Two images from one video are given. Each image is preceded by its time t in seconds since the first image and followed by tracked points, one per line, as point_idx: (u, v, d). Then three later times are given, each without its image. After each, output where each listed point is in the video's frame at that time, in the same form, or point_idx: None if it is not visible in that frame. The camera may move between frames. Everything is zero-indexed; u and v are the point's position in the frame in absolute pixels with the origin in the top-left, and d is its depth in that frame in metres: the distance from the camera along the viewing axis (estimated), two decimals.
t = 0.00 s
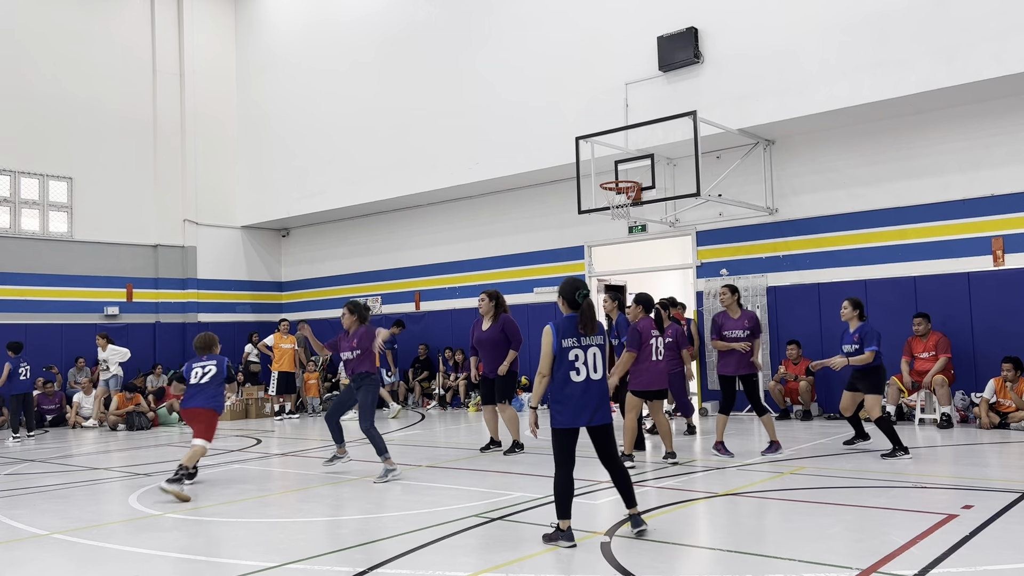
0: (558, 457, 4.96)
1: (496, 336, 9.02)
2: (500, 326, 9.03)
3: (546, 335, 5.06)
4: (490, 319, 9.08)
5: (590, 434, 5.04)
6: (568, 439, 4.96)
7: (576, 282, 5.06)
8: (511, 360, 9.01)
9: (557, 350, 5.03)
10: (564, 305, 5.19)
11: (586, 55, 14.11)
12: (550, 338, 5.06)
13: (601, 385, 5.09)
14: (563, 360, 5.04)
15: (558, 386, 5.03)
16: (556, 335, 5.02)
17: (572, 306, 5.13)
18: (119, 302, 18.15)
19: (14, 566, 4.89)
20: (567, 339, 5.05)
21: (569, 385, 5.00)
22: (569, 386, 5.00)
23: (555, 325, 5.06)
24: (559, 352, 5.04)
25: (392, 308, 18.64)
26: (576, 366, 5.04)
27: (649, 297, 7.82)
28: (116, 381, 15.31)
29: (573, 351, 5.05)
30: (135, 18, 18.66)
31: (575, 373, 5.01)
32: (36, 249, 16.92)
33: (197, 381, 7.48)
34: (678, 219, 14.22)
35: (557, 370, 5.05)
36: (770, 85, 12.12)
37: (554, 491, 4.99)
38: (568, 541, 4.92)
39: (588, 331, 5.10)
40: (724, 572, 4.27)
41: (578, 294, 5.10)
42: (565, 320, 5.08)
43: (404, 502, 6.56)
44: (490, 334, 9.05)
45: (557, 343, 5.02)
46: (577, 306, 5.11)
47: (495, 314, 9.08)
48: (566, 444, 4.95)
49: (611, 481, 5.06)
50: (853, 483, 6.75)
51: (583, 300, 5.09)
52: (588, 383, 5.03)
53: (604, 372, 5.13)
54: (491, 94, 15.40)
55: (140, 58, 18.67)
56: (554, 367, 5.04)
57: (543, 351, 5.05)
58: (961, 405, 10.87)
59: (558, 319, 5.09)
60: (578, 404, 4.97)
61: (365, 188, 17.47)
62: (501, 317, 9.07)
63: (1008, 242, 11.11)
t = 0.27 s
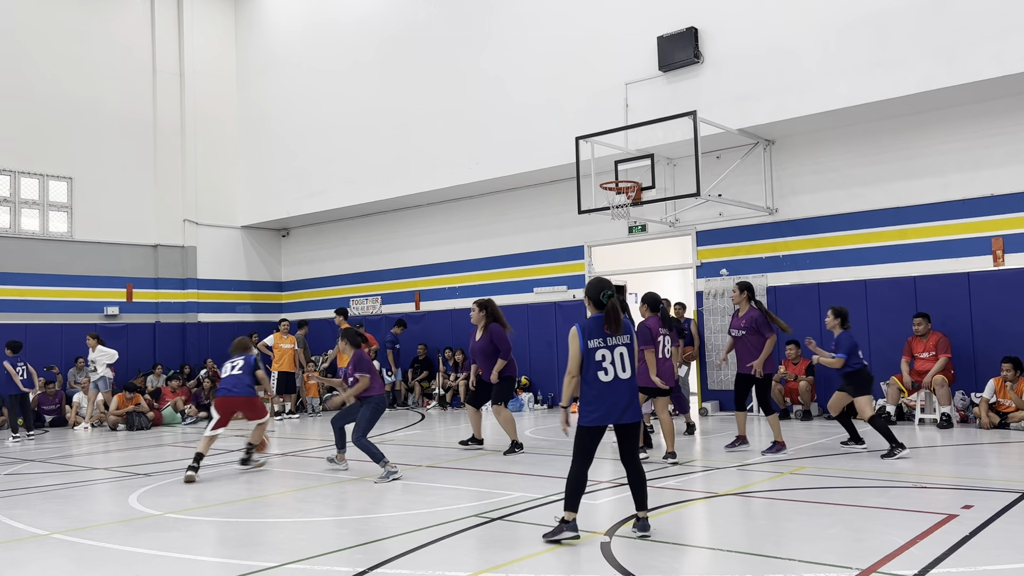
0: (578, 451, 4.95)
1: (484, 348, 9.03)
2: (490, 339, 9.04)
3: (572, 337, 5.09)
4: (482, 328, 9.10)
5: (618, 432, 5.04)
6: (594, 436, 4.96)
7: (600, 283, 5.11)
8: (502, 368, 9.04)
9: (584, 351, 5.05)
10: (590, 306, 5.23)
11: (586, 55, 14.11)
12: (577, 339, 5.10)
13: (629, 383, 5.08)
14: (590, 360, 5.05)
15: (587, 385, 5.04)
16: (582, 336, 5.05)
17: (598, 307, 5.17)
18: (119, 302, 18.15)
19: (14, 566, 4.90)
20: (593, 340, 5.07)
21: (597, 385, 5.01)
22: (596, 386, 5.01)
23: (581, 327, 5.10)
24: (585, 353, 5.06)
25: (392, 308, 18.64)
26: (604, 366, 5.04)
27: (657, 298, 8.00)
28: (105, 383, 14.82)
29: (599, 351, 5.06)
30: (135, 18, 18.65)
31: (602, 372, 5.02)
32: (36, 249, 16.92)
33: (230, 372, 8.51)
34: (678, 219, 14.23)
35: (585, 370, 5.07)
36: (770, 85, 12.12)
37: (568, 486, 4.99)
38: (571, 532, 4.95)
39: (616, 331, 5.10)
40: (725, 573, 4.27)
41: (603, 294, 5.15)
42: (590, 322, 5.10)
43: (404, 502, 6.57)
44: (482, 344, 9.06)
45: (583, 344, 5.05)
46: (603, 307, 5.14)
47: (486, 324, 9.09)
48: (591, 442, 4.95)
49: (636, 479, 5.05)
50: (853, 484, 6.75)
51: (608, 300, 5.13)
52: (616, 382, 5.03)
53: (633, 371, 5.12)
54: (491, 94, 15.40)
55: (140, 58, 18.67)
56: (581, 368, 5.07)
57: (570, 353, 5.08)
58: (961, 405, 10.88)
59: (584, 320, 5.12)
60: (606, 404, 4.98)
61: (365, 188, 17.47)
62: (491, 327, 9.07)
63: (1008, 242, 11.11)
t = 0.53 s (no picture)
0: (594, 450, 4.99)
1: (459, 345, 9.18)
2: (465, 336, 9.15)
3: (584, 333, 5.12)
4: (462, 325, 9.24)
5: (628, 430, 5.03)
6: (604, 434, 4.96)
7: (612, 280, 5.14)
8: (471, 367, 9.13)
9: (595, 348, 5.06)
10: (603, 304, 5.25)
11: (586, 56, 14.11)
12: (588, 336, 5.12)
13: (639, 382, 5.07)
14: (601, 357, 5.06)
15: (597, 382, 5.05)
16: (593, 332, 5.07)
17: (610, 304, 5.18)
18: (119, 302, 18.15)
19: (14, 566, 4.89)
20: (604, 337, 5.08)
21: (606, 382, 5.01)
22: (606, 383, 5.01)
23: (593, 323, 5.12)
24: (596, 350, 5.07)
25: (392, 308, 18.64)
26: (614, 363, 5.05)
27: (655, 302, 8.13)
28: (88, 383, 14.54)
29: (610, 348, 5.06)
30: (134, 18, 18.65)
31: (612, 370, 5.02)
32: (36, 249, 16.93)
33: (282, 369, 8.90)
34: (678, 219, 14.22)
35: (596, 367, 5.08)
36: (770, 86, 12.12)
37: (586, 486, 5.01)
38: (593, 533, 5.04)
39: (627, 329, 5.10)
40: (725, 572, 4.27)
41: (615, 292, 5.17)
42: (602, 319, 5.11)
43: (404, 502, 6.56)
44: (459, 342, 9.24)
45: (594, 341, 5.06)
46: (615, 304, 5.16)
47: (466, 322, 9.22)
48: (599, 439, 4.97)
49: (641, 479, 5.05)
50: (853, 483, 6.75)
51: (619, 297, 5.15)
52: (626, 380, 5.02)
53: (643, 369, 5.11)
54: (491, 94, 15.40)
55: (140, 58, 18.67)
56: (592, 365, 5.08)
57: (582, 349, 5.10)
58: (961, 405, 10.88)
59: (597, 317, 5.14)
60: (615, 401, 4.98)
61: (365, 188, 17.47)
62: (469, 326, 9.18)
63: (1008, 242, 11.11)
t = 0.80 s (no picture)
0: (591, 450, 5.00)
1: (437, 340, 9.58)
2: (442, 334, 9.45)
3: (583, 332, 5.13)
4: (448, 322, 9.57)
5: (626, 430, 5.02)
6: (601, 433, 4.97)
7: (612, 279, 5.15)
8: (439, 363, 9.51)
9: (593, 346, 5.08)
10: (604, 303, 5.27)
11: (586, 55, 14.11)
12: (587, 335, 5.14)
13: (638, 382, 5.07)
14: (598, 356, 5.07)
15: (595, 380, 5.06)
16: (591, 331, 5.08)
17: (610, 303, 5.19)
18: (119, 302, 18.15)
19: (15, 566, 4.89)
20: (603, 336, 5.08)
21: (604, 381, 5.01)
22: (604, 382, 5.01)
23: (592, 322, 5.13)
24: (594, 349, 5.09)
25: (392, 308, 18.64)
26: (612, 362, 5.05)
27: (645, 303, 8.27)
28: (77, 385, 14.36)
29: (608, 347, 5.07)
30: (134, 18, 18.65)
31: (609, 369, 5.02)
32: (37, 249, 16.93)
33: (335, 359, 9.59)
34: (678, 219, 14.23)
35: (594, 366, 5.09)
36: (770, 86, 12.12)
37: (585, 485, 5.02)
38: (594, 533, 5.05)
39: (626, 329, 5.10)
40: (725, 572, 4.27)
41: (615, 291, 5.18)
42: (601, 318, 5.12)
43: (404, 502, 6.57)
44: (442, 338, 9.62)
45: (592, 339, 5.07)
46: (614, 303, 5.16)
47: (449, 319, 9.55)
48: (596, 438, 4.97)
49: (641, 479, 5.05)
50: (853, 483, 6.75)
51: (619, 297, 5.16)
52: (624, 379, 5.02)
53: (642, 370, 5.10)
54: (491, 94, 15.40)
55: (141, 57, 18.67)
56: (590, 363, 5.09)
57: (580, 348, 5.12)
58: (961, 405, 10.89)
59: (596, 316, 5.15)
60: (612, 401, 4.97)
61: (365, 188, 17.47)
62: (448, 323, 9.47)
63: (1008, 242, 11.11)
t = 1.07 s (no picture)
0: (589, 450, 5.00)
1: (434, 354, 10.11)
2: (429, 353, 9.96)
3: (577, 332, 5.15)
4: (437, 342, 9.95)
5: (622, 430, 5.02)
6: (597, 433, 4.96)
7: (605, 280, 5.18)
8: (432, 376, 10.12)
9: (587, 346, 5.10)
10: (599, 305, 5.29)
11: (586, 55, 14.11)
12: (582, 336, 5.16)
13: (633, 382, 5.05)
14: (593, 356, 5.08)
15: (589, 380, 5.07)
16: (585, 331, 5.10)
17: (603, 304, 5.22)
18: (119, 302, 18.16)
19: (15, 566, 4.90)
20: (597, 336, 5.09)
21: (598, 381, 5.02)
22: (598, 382, 5.02)
23: (586, 323, 5.15)
24: (589, 349, 5.10)
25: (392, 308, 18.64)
26: (606, 362, 5.05)
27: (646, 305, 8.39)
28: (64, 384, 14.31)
29: (602, 347, 5.08)
30: (134, 18, 18.65)
31: (603, 369, 5.03)
32: (37, 249, 16.94)
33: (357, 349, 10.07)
34: (678, 219, 14.23)
35: (589, 366, 5.10)
36: (770, 86, 12.12)
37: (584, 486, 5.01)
38: (594, 533, 5.05)
39: (620, 329, 5.10)
40: (725, 573, 4.27)
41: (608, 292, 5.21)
42: (595, 318, 5.14)
43: (404, 502, 6.56)
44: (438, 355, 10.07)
45: (587, 339, 5.09)
46: (608, 303, 5.18)
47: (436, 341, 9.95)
48: (593, 438, 4.97)
49: (640, 478, 5.04)
50: (853, 483, 6.75)
51: (612, 297, 5.17)
52: (618, 379, 5.01)
53: (637, 369, 5.08)
54: (491, 94, 15.40)
55: (141, 57, 18.67)
56: (585, 364, 5.10)
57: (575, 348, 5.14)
58: (961, 405, 10.89)
59: (590, 317, 5.17)
60: (607, 400, 4.97)
61: (365, 188, 17.48)
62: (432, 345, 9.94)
63: (1008, 242, 11.11)
